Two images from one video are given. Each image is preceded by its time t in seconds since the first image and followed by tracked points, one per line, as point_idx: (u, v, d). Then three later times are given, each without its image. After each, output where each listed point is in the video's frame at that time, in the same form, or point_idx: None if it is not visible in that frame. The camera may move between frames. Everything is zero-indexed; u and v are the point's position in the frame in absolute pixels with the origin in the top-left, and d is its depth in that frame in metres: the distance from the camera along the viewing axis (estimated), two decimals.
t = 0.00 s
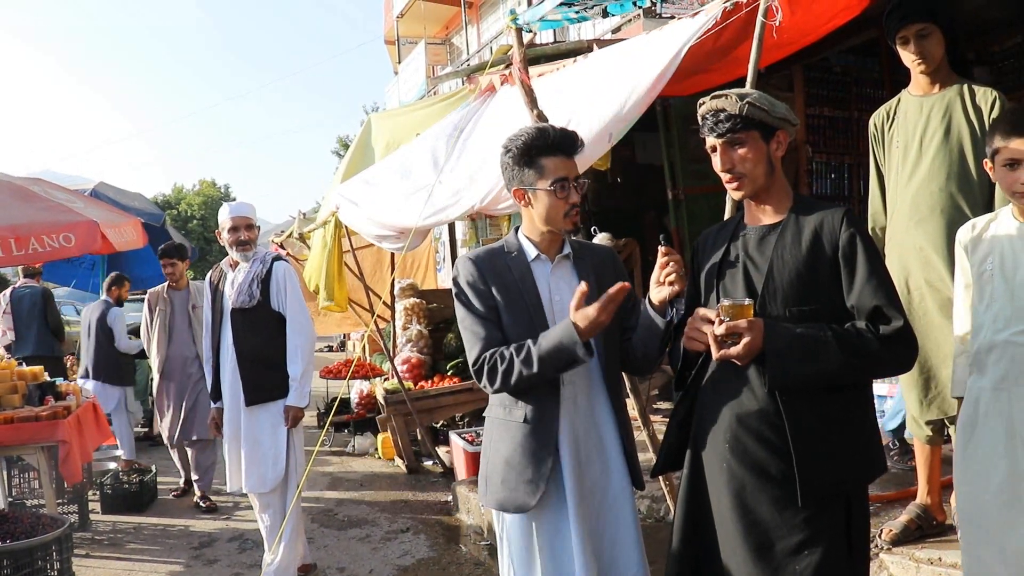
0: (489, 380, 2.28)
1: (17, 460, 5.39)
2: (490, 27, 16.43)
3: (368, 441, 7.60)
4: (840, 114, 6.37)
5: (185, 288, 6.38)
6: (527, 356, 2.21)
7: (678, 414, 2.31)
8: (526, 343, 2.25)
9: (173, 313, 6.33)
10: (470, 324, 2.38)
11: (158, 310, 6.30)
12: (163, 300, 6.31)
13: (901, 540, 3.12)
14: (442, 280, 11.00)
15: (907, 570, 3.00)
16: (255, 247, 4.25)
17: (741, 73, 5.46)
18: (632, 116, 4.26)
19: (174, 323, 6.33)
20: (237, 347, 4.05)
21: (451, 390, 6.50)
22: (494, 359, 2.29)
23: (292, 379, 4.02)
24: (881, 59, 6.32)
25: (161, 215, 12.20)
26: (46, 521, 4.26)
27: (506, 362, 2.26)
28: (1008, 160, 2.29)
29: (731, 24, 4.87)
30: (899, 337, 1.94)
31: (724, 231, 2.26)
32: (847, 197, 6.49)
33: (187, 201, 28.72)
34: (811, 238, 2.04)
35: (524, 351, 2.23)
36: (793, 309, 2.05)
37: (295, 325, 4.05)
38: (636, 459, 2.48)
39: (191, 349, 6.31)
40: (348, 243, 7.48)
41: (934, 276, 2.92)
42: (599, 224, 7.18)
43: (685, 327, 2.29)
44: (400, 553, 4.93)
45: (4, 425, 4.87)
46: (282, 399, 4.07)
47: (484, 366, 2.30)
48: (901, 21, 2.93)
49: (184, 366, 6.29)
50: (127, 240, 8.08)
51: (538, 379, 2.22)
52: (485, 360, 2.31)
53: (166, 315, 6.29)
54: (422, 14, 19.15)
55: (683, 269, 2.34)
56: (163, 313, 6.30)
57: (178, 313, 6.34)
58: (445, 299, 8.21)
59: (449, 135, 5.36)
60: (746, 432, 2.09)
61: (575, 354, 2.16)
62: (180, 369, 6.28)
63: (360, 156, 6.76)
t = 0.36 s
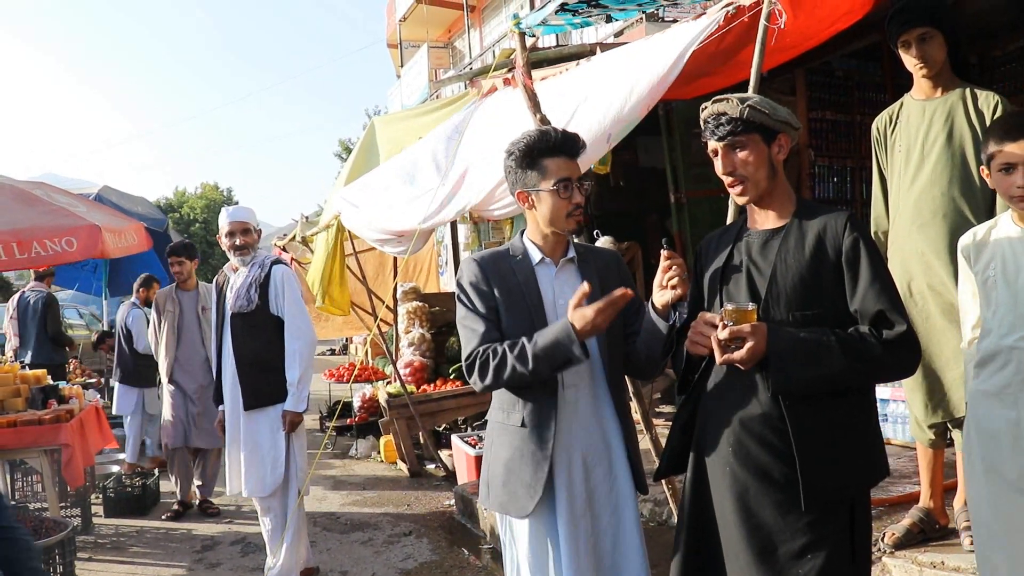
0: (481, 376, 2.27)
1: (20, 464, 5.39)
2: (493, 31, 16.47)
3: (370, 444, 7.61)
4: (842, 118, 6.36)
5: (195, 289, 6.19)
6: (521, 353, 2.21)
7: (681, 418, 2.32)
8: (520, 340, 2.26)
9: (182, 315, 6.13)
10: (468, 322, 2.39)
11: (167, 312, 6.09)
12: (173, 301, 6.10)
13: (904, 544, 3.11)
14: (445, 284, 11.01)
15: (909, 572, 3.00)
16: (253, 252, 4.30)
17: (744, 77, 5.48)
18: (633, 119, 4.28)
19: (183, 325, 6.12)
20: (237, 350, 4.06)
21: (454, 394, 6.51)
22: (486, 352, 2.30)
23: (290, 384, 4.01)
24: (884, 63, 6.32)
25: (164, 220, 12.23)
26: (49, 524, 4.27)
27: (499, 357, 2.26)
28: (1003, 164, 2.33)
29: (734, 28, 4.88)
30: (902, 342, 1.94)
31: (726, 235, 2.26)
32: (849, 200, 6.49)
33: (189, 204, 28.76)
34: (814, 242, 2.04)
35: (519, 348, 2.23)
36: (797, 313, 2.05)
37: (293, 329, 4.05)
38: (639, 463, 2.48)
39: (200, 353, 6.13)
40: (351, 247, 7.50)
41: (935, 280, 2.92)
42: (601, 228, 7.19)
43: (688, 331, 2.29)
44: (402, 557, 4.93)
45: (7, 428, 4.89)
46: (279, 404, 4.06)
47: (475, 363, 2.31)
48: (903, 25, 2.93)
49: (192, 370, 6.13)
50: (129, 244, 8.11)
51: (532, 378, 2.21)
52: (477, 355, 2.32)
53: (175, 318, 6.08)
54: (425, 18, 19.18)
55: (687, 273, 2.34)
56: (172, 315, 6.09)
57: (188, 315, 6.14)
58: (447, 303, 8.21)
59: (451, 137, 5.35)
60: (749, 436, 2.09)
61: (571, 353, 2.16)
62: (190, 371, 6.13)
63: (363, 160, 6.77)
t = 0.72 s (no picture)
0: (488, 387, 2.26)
1: (20, 466, 5.39)
2: (495, 32, 16.47)
3: (371, 446, 7.62)
4: (843, 120, 6.36)
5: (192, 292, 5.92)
6: (526, 366, 2.20)
7: (682, 419, 2.32)
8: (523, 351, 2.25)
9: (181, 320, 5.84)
10: (475, 328, 2.39)
11: (165, 317, 5.79)
12: (171, 305, 5.82)
13: (905, 546, 3.10)
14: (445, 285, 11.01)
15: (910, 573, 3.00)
16: (256, 252, 4.30)
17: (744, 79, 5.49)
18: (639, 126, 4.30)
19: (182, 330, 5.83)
20: (236, 351, 4.06)
21: (454, 395, 6.52)
22: (492, 359, 2.29)
23: (287, 386, 4.01)
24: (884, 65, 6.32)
25: (164, 221, 12.23)
26: (49, 526, 4.27)
27: (505, 366, 2.25)
28: (1006, 167, 2.32)
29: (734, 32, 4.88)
30: (903, 344, 1.94)
31: (728, 238, 2.26)
32: (849, 202, 6.50)
33: (189, 205, 28.76)
34: (815, 245, 2.04)
35: (523, 359, 2.23)
36: (798, 315, 2.05)
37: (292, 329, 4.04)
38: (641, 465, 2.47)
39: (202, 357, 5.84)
40: (352, 248, 7.50)
41: (936, 281, 2.92)
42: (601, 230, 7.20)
43: (690, 333, 2.28)
44: (402, 558, 4.93)
45: (7, 430, 4.89)
46: (278, 406, 4.06)
47: (483, 373, 2.29)
48: (903, 27, 2.93)
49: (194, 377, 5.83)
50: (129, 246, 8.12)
51: (536, 391, 2.21)
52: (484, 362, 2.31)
53: (175, 322, 5.80)
54: (425, 20, 19.18)
55: (688, 275, 2.35)
56: (171, 320, 5.80)
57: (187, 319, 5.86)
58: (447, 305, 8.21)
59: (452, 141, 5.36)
60: (749, 438, 2.09)
61: (573, 369, 2.17)
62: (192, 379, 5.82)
63: (364, 162, 6.78)
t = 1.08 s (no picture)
0: (477, 392, 2.27)
1: (16, 468, 5.36)
2: (492, 35, 16.49)
3: (368, 448, 7.61)
4: (840, 123, 6.37)
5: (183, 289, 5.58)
6: (517, 369, 2.21)
7: (680, 422, 2.32)
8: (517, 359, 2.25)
9: (173, 319, 5.53)
10: (468, 332, 2.38)
11: (156, 317, 5.48)
12: (162, 304, 5.51)
13: (903, 549, 3.09)
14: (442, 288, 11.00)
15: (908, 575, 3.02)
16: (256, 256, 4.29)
17: (742, 81, 5.49)
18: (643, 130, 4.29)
19: (174, 330, 5.51)
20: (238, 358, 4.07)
21: (451, 398, 6.50)
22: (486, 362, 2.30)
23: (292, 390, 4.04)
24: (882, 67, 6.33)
25: (160, 223, 12.21)
26: (45, 529, 4.25)
27: (497, 370, 2.26)
28: (1005, 170, 2.32)
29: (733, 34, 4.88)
30: (901, 346, 1.94)
31: (726, 240, 2.26)
32: (847, 205, 6.50)
33: (186, 207, 28.74)
34: (813, 247, 2.04)
35: (516, 364, 2.23)
36: (795, 318, 2.05)
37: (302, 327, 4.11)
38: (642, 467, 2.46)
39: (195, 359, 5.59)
40: (351, 250, 7.49)
41: (933, 284, 2.93)
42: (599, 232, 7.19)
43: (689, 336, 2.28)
44: (400, 561, 4.92)
45: (3, 432, 4.87)
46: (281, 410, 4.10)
47: (476, 373, 2.30)
48: (900, 31, 2.93)
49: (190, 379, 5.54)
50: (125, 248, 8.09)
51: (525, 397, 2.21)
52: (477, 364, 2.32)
53: (166, 322, 5.49)
54: (422, 22, 19.18)
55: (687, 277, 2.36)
56: (162, 320, 5.49)
57: (179, 318, 5.53)
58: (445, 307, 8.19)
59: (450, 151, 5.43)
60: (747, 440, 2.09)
61: (561, 381, 2.15)
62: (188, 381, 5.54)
63: (362, 165, 6.78)
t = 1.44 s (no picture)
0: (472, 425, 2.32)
1: (15, 470, 5.35)
2: (490, 37, 16.49)
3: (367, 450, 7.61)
4: (839, 124, 6.38)
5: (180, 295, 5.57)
6: (501, 459, 2.28)
7: (680, 423, 2.32)
8: (504, 456, 2.28)
9: (167, 324, 5.48)
10: (464, 338, 2.39)
11: (150, 322, 5.44)
12: (156, 309, 5.46)
13: (901, 550, 3.10)
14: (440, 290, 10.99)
15: None
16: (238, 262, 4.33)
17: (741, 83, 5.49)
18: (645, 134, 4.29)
19: (168, 335, 5.46)
20: (225, 359, 4.10)
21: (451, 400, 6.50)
22: (492, 415, 2.32)
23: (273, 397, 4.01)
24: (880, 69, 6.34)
25: (159, 226, 12.19)
26: (44, 531, 4.24)
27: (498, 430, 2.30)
28: (1002, 170, 2.33)
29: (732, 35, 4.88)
30: (900, 347, 1.94)
31: (726, 241, 2.26)
32: (845, 206, 6.51)
33: (184, 209, 28.72)
34: (812, 249, 2.04)
35: (503, 452, 2.28)
36: (794, 319, 2.05)
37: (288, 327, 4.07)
38: (643, 468, 2.46)
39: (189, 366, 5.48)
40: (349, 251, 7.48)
41: (932, 285, 2.93)
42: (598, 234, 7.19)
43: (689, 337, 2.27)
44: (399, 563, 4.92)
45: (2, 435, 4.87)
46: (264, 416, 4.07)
47: (478, 398, 2.34)
48: (900, 32, 2.94)
49: (183, 385, 5.43)
50: (122, 250, 8.09)
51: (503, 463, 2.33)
52: (479, 391, 2.36)
53: (160, 327, 5.44)
54: (421, 24, 19.18)
55: (687, 279, 2.36)
56: (156, 325, 5.45)
57: (173, 323, 5.49)
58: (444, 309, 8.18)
59: (443, 155, 5.50)
60: (747, 442, 2.09)
61: (505, 510, 2.26)
62: (181, 387, 5.44)
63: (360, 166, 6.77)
